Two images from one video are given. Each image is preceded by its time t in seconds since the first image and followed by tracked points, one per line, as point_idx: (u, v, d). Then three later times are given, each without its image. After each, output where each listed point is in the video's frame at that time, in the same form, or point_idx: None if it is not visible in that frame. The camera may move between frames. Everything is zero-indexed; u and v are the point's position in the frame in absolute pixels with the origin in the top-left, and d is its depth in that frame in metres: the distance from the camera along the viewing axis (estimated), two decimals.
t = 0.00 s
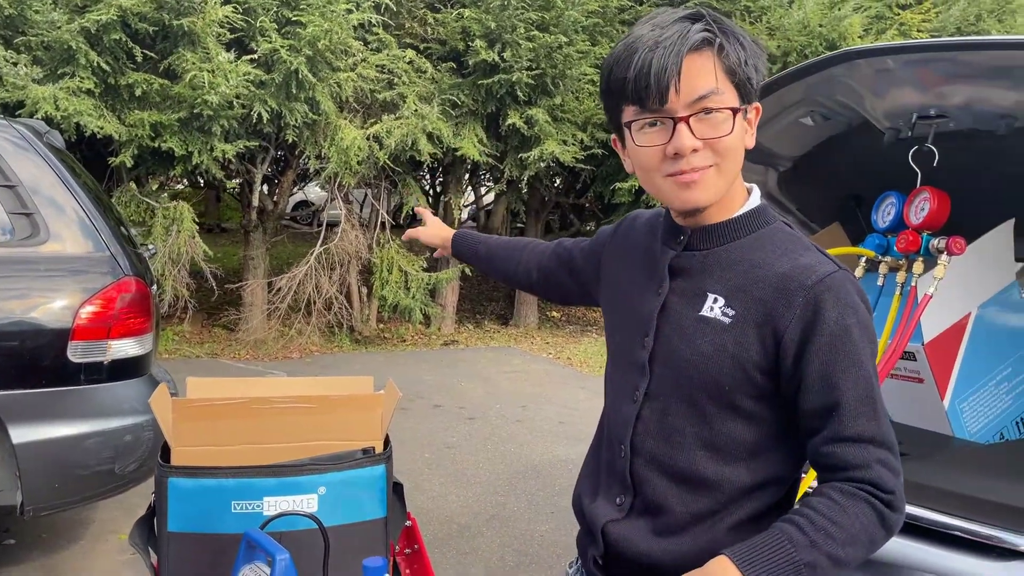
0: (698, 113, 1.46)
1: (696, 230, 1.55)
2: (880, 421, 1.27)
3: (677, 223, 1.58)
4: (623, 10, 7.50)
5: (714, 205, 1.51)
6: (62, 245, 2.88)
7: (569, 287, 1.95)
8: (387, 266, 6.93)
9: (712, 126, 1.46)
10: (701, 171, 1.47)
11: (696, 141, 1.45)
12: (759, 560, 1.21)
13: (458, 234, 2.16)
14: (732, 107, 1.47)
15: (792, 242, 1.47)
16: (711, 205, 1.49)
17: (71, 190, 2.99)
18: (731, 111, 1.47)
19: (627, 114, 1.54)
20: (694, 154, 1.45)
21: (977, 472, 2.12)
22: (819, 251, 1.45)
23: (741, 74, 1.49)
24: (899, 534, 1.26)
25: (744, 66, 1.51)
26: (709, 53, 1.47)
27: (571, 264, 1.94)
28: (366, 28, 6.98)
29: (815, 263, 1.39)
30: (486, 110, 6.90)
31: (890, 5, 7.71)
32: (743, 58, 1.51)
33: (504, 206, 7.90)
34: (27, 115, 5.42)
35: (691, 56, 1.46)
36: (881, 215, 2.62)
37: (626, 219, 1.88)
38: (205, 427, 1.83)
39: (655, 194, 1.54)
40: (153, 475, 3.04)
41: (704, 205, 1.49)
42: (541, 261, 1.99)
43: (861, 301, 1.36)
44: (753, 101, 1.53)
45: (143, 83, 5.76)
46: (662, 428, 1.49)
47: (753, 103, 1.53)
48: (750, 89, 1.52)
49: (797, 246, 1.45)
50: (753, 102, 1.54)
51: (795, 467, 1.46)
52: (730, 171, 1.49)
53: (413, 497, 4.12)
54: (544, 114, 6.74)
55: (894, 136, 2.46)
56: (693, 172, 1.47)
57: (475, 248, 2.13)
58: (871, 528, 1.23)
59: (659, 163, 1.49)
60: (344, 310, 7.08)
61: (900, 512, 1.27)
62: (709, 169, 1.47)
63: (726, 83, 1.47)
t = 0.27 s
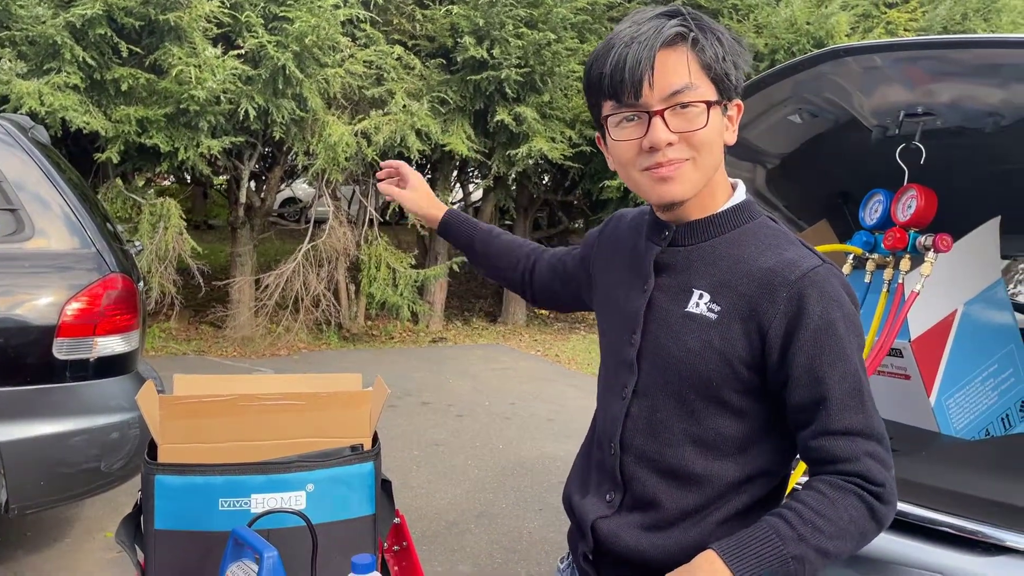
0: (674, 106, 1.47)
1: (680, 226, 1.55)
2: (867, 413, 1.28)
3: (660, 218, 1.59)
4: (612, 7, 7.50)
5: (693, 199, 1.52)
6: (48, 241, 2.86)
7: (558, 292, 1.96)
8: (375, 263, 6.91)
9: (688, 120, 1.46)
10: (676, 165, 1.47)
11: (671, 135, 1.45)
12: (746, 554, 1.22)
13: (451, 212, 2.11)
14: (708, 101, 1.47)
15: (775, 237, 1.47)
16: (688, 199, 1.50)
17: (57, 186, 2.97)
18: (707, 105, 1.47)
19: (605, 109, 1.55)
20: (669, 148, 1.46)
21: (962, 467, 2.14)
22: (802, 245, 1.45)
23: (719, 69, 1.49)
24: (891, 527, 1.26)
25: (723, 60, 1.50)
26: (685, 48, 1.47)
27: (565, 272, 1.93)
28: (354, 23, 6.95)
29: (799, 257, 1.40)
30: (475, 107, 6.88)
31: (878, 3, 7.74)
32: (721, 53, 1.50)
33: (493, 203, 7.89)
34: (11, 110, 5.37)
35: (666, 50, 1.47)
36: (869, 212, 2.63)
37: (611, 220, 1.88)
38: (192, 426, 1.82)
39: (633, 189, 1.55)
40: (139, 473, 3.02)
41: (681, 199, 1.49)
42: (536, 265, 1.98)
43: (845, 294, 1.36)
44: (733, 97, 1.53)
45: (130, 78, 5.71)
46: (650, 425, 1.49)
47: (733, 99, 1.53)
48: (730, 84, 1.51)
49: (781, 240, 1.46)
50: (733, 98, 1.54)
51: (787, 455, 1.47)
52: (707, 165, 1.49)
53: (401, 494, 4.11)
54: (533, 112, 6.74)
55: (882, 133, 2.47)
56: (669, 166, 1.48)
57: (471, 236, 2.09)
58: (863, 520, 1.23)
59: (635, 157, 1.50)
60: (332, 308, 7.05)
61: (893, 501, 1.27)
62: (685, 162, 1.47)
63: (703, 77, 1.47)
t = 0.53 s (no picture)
0: (654, 94, 1.47)
1: (666, 223, 1.55)
2: (847, 410, 1.28)
3: (648, 211, 1.59)
4: (604, 4, 7.49)
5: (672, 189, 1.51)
6: (37, 238, 2.83)
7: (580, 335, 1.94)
8: (367, 261, 6.90)
9: (666, 109, 1.46)
10: (652, 152, 1.47)
11: (647, 121, 1.46)
12: (718, 543, 1.23)
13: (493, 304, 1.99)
14: (691, 92, 1.46)
15: (760, 233, 1.47)
16: (665, 188, 1.49)
17: (46, 183, 2.94)
18: (688, 95, 1.46)
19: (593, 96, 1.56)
20: (645, 134, 1.46)
21: (952, 463, 2.14)
22: (787, 241, 1.45)
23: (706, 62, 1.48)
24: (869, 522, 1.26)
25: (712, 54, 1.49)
26: (670, 37, 1.47)
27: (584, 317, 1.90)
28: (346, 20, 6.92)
29: (783, 253, 1.39)
30: (467, 104, 6.87)
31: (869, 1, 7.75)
32: (710, 46, 1.49)
33: (485, 200, 7.87)
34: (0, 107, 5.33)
35: (649, 38, 1.48)
36: (861, 210, 2.63)
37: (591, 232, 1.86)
38: (182, 425, 1.81)
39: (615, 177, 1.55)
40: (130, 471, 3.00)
41: (657, 188, 1.49)
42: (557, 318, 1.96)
43: (829, 290, 1.36)
44: (722, 92, 1.51)
45: (120, 74, 5.67)
46: (638, 421, 1.49)
47: (722, 95, 1.51)
48: (718, 78, 1.50)
49: (766, 237, 1.46)
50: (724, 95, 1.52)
51: (768, 453, 1.46)
52: (685, 156, 1.48)
53: (393, 491, 4.11)
54: (525, 109, 6.73)
55: (874, 130, 2.47)
56: (645, 153, 1.48)
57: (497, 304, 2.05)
58: (837, 514, 1.24)
59: (615, 143, 1.51)
60: (324, 305, 7.04)
61: (868, 500, 1.27)
62: (660, 151, 1.47)
63: (687, 68, 1.47)
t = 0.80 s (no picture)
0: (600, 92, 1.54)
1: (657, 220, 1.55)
2: (839, 408, 1.30)
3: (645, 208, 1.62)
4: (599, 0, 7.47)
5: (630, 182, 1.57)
6: (31, 235, 2.82)
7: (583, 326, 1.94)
8: (362, 258, 6.88)
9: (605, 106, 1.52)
10: (600, 147, 1.56)
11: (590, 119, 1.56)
12: (716, 545, 1.23)
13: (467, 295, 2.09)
14: (627, 88, 1.49)
15: (755, 231, 1.47)
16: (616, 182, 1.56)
17: (39, 180, 2.92)
18: (624, 92, 1.49)
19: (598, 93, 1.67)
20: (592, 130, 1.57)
21: (947, 457, 2.15)
22: (781, 240, 1.46)
23: (655, 57, 1.46)
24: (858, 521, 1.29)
25: (666, 47, 1.45)
26: (621, 35, 1.51)
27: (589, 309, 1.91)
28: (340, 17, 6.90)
29: (777, 252, 1.40)
30: (462, 101, 6.85)
31: None
32: (667, 39, 1.45)
33: (481, 197, 7.86)
34: None
35: (606, 38, 1.54)
36: (857, 206, 2.65)
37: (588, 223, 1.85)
38: (177, 421, 1.80)
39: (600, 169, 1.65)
40: (125, 468, 2.99)
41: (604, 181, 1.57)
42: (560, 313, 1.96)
43: (822, 289, 1.37)
44: (676, 85, 1.46)
45: (114, 71, 5.64)
46: (629, 416, 1.48)
47: (678, 88, 1.46)
48: (679, 69, 1.46)
49: (759, 235, 1.46)
50: (686, 86, 1.46)
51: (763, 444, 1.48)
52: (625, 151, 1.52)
53: (389, 489, 4.10)
54: (520, 106, 6.72)
55: (870, 126, 2.47)
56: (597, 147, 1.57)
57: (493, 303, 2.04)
58: (829, 513, 1.26)
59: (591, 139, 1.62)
60: (319, 303, 7.02)
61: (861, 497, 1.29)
62: (604, 146, 1.55)
63: (629, 64, 1.49)
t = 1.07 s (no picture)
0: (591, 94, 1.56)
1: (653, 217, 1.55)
2: (822, 415, 1.30)
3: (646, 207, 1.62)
4: None
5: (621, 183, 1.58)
6: (28, 233, 2.81)
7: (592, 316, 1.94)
8: (360, 256, 6.87)
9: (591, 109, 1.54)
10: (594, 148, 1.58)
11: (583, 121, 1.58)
12: (690, 545, 1.24)
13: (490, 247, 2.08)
14: (609, 91, 1.50)
15: (747, 232, 1.46)
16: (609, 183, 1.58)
17: (36, 178, 2.91)
18: (606, 94, 1.50)
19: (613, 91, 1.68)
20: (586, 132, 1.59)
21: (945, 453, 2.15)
22: (774, 243, 1.45)
23: (634, 59, 1.45)
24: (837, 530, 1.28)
25: (641, 48, 1.44)
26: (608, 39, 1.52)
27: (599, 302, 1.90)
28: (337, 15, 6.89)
29: (767, 255, 1.39)
30: (460, 98, 6.83)
31: None
32: (643, 41, 1.43)
33: (479, 195, 7.86)
34: None
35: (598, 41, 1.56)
36: (856, 202, 2.65)
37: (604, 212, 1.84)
38: (175, 419, 1.80)
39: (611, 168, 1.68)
40: (123, 467, 2.99)
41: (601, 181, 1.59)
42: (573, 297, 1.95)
43: (810, 295, 1.36)
44: (651, 87, 1.44)
45: (110, 69, 5.63)
46: (613, 411, 1.48)
47: (654, 89, 1.44)
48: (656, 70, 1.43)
49: (752, 236, 1.45)
50: (662, 87, 1.43)
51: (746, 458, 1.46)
52: (611, 152, 1.53)
53: (388, 486, 4.10)
54: (517, 104, 6.71)
55: (868, 123, 2.47)
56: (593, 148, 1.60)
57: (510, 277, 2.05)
58: (805, 520, 1.26)
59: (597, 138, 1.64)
60: (317, 301, 7.02)
61: (840, 504, 1.30)
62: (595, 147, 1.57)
63: (612, 68, 1.50)
